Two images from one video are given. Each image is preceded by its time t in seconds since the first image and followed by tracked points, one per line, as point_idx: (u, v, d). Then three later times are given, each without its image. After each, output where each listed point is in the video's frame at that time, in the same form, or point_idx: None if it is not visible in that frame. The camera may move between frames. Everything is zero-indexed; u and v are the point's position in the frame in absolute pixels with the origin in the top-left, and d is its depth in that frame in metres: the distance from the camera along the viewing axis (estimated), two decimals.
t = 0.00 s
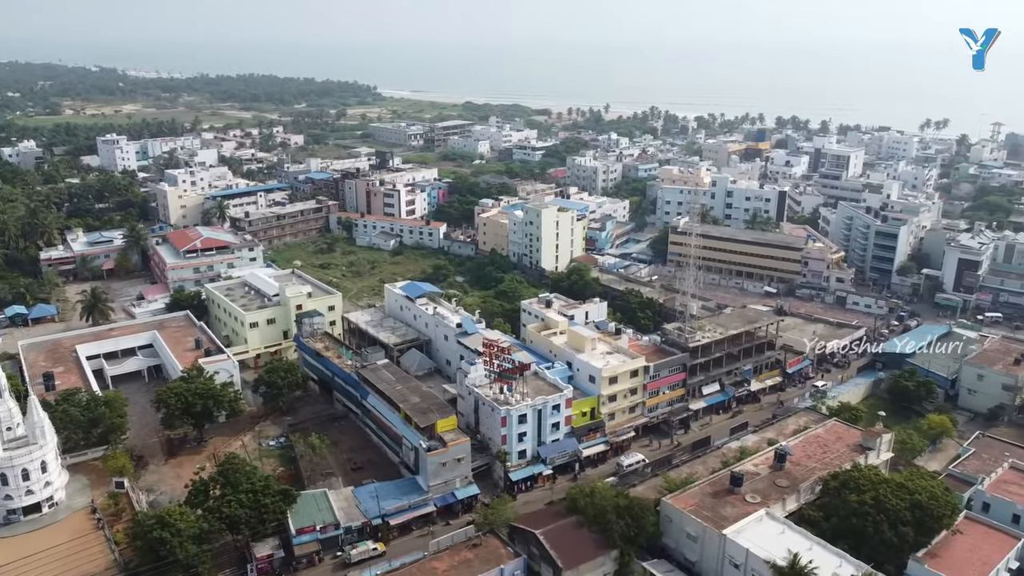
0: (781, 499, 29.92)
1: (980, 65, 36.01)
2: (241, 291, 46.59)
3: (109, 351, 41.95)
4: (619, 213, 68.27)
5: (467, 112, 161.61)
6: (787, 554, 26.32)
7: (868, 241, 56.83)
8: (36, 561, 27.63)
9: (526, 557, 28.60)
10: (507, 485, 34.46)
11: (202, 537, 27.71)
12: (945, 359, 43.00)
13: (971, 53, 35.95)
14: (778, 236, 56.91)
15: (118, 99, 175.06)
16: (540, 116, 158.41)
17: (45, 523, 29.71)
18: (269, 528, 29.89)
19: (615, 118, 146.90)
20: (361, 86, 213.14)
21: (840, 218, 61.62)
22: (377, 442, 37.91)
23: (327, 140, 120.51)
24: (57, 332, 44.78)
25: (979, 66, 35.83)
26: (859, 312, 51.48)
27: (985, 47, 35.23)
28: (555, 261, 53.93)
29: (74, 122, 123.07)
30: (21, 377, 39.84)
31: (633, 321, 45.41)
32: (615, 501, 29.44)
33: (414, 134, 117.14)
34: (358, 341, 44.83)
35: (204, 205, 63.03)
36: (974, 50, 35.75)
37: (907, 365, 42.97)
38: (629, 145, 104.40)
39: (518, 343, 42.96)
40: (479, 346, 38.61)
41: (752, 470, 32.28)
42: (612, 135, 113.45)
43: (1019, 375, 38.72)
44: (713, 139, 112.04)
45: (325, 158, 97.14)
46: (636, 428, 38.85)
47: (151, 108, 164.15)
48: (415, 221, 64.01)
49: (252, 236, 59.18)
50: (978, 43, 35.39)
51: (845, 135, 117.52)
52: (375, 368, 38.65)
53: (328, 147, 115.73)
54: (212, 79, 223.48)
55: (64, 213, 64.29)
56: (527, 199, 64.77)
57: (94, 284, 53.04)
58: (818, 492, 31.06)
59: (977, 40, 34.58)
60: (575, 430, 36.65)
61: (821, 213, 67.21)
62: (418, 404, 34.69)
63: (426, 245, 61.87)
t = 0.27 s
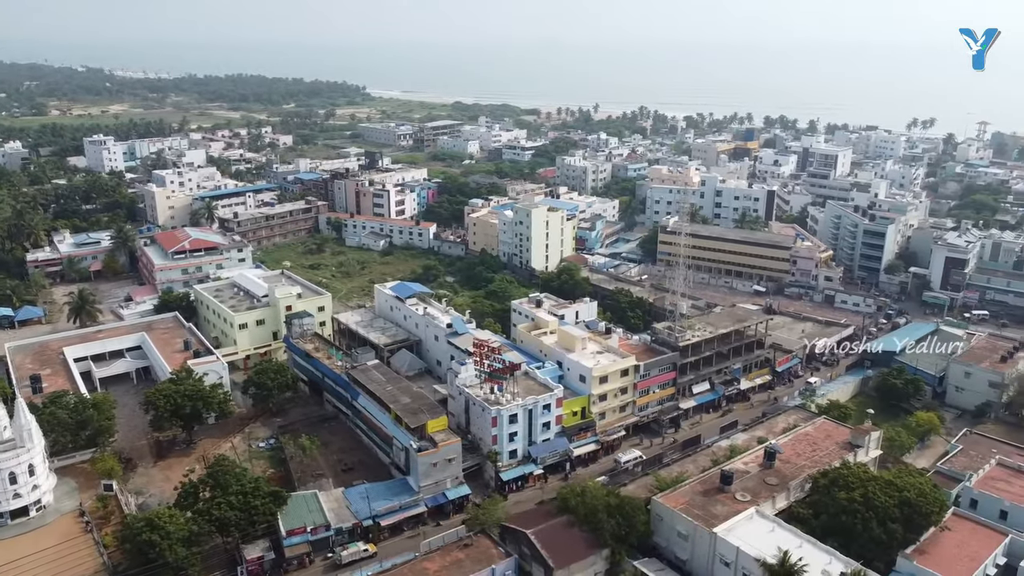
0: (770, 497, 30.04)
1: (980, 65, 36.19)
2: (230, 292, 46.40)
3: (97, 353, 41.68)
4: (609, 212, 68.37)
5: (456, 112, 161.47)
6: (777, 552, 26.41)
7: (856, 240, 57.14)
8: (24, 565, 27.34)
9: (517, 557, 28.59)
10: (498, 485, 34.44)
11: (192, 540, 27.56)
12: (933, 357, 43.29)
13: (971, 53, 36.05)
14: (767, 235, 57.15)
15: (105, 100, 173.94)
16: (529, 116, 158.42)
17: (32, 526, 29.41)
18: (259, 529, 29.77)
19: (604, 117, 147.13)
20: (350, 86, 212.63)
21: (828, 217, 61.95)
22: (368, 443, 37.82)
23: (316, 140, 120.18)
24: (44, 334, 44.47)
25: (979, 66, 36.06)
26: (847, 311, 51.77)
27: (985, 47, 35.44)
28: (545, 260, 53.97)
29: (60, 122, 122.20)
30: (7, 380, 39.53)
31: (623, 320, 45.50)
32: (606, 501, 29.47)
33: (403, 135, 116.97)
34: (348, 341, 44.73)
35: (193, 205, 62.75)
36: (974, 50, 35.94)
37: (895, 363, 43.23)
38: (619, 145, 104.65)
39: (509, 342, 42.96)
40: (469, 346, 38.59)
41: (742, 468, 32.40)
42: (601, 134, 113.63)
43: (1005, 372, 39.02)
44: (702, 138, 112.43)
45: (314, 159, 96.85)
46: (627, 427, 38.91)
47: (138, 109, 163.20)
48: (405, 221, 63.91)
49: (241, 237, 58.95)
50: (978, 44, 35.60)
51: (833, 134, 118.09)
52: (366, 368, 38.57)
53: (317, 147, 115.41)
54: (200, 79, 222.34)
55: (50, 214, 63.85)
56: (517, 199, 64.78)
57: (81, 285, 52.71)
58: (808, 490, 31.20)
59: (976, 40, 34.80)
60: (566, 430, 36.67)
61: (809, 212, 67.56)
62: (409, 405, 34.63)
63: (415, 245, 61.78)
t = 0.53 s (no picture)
0: (760, 495, 30.14)
1: (980, 65, 36.62)
2: (218, 293, 46.19)
3: (84, 355, 41.41)
4: (598, 212, 68.46)
5: (445, 112, 161.38)
6: (767, 549, 26.51)
7: (844, 239, 57.46)
8: (11, 569, 27.08)
9: (508, 557, 28.59)
10: (489, 485, 34.41)
11: (181, 542, 27.41)
12: (920, 354, 43.56)
13: (971, 53, 36.46)
14: (756, 234, 57.38)
15: (91, 100, 172.83)
16: (518, 116, 158.50)
17: (19, 530, 29.13)
18: (249, 531, 29.64)
19: (593, 117, 147.36)
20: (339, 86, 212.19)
21: (816, 216, 62.28)
22: (358, 444, 37.71)
23: (305, 141, 119.86)
24: (31, 336, 44.15)
25: (979, 66, 36.44)
26: (835, 309, 52.05)
27: (984, 47, 35.82)
28: (535, 260, 54.00)
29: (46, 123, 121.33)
30: None
31: (613, 320, 45.58)
32: (597, 500, 29.49)
33: (392, 135, 116.80)
34: (338, 342, 44.61)
35: (181, 206, 62.45)
36: (974, 50, 36.34)
37: (883, 361, 43.49)
38: (608, 145, 104.85)
39: (499, 342, 42.95)
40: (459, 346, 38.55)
41: (731, 466, 32.51)
42: (590, 134, 113.82)
43: (992, 369, 39.32)
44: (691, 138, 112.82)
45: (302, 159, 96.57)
46: (617, 426, 38.97)
47: (124, 109, 162.25)
48: (394, 221, 63.81)
49: (230, 238, 58.70)
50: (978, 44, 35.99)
51: (821, 133, 118.73)
52: (355, 369, 38.47)
53: (306, 147, 115.09)
54: (187, 79, 221.22)
55: (36, 215, 63.37)
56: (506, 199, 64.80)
57: (68, 287, 52.35)
58: (797, 487, 31.33)
59: (976, 40, 35.21)
60: (556, 429, 36.69)
61: (797, 211, 67.91)
62: (399, 405, 34.56)
63: (405, 246, 61.70)
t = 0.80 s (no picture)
0: (752, 493, 30.22)
1: (981, 64, 36.67)
2: (209, 294, 46.02)
3: (74, 357, 41.18)
4: (590, 212, 68.54)
5: (436, 112, 161.29)
6: (759, 548, 26.58)
7: (835, 238, 57.70)
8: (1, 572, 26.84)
9: (501, 557, 28.58)
10: (481, 486, 34.39)
11: (172, 544, 27.27)
12: (910, 353, 43.77)
13: (972, 52, 36.51)
14: (747, 233, 57.56)
15: (80, 100, 171.94)
16: (509, 116, 158.56)
17: (9, 533, 28.86)
18: (240, 533, 29.53)
19: (584, 117, 147.56)
20: (330, 86, 211.78)
21: (807, 216, 62.54)
22: (350, 445, 37.63)
23: (295, 141, 119.58)
24: (20, 338, 43.89)
25: (980, 66, 36.53)
26: (826, 308, 52.27)
27: (985, 47, 35.94)
28: (526, 260, 54.01)
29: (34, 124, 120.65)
30: None
31: (604, 320, 45.63)
32: (590, 499, 29.51)
33: (383, 135, 116.66)
34: (330, 343, 44.52)
35: (170, 207, 62.21)
36: (975, 50, 36.44)
37: (873, 359, 43.70)
38: (599, 145, 105.00)
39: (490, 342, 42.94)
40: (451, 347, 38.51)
41: (723, 465, 32.60)
42: (581, 134, 113.97)
43: (981, 367, 39.56)
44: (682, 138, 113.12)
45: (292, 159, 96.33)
46: (609, 426, 39.01)
47: (113, 109, 161.47)
48: (385, 222, 63.72)
49: (220, 238, 58.49)
50: (978, 44, 36.10)
51: (811, 133, 119.24)
52: (347, 370, 38.39)
53: (296, 147, 114.81)
54: (177, 79, 220.32)
55: (25, 216, 62.98)
56: (498, 199, 64.81)
57: (57, 288, 52.07)
58: (789, 486, 31.43)
59: (976, 39, 35.32)
60: (548, 429, 36.70)
61: (788, 210, 68.17)
62: (391, 406, 34.50)
63: (396, 246, 61.63)
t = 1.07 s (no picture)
0: (745, 492, 30.29)
1: (981, 65, 36.71)
2: (201, 295, 45.88)
3: (65, 358, 41.00)
4: (582, 212, 68.60)
5: (428, 112, 161.19)
6: (752, 546, 26.64)
7: (826, 237, 57.90)
8: None
9: (495, 557, 28.57)
10: (475, 486, 34.37)
11: (165, 546, 27.15)
12: (902, 352, 43.94)
13: (973, 53, 36.56)
14: (740, 233, 57.71)
15: (70, 100, 171.26)
16: (502, 116, 158.61)
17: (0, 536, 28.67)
18: (234, 535, 29.43)
19: (577, 116, 147.76)
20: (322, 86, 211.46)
21: (798, 215, 62.75)
22: (343, 446, 37.56)
23: (287, 141, 119.37)
24: (11, 340, 43.69)
25: (981, 66, 36.61)
26: (818, 307, 52.46)
27: (985, 47, 36.03)
28: (519, 260, 54.03)
29: (23, 124, 120.10)
30: None
31: (597, 319, 45.68)
32: (584, 499, 29.54)
33: (376, 135, 116.53)
34: (323, 343, 44.44)
35: (162, 208, 62.01)
36: (976, 51, 36.49)
37: (865, 358, 43.85)
38: (591, 144, 105.13)
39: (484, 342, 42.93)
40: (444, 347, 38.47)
41: (716, 464, 32.66)
42: (573, 134, 114.11)
43: (972, 365, 39.74)
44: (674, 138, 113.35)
45: (284, 159, 96.13)
46: (602, 425, 39.04)
47: (104, 109, 160.87)
48: (378, 222, 63.66)
49: (212, 239, 58.33)
50: (980, 45, 36.16)
51: (803, 133, 119.63)
52: (340, 370, 38.31)
53: (288, 147, 114.58)
54: (168, 79, 219.62)
55: (15, 217, 62.69)
56: (490, 199, 64.82)
57: (48, 290, 51.85)
58: (782, 485, 31.51)
59: (978, 40, 35.32)
60: (542, 429, 36.70)
61: (780, 210, 68.36)
62: (384, 406, 34.45)
63: (389, 246, 61.56)
